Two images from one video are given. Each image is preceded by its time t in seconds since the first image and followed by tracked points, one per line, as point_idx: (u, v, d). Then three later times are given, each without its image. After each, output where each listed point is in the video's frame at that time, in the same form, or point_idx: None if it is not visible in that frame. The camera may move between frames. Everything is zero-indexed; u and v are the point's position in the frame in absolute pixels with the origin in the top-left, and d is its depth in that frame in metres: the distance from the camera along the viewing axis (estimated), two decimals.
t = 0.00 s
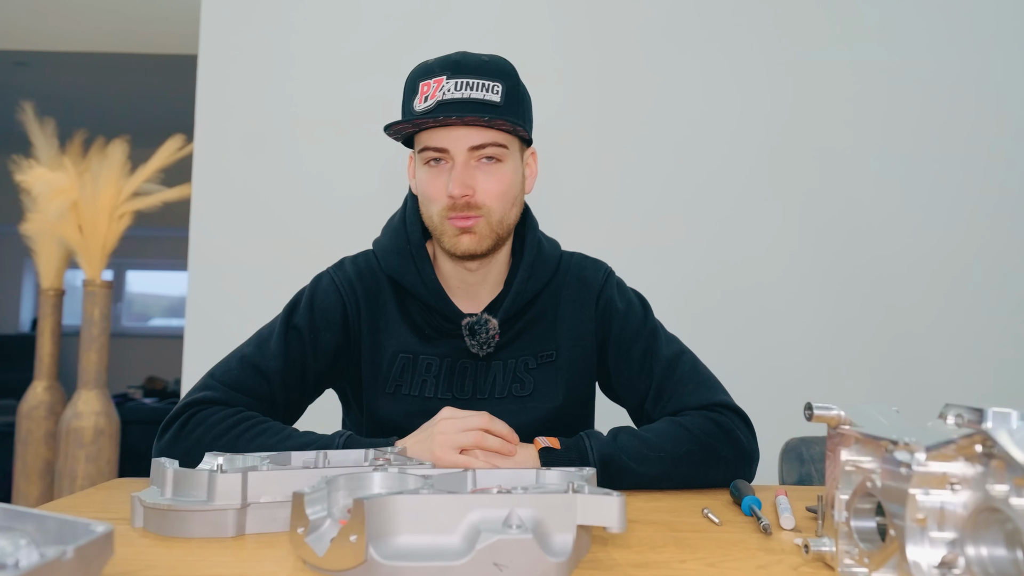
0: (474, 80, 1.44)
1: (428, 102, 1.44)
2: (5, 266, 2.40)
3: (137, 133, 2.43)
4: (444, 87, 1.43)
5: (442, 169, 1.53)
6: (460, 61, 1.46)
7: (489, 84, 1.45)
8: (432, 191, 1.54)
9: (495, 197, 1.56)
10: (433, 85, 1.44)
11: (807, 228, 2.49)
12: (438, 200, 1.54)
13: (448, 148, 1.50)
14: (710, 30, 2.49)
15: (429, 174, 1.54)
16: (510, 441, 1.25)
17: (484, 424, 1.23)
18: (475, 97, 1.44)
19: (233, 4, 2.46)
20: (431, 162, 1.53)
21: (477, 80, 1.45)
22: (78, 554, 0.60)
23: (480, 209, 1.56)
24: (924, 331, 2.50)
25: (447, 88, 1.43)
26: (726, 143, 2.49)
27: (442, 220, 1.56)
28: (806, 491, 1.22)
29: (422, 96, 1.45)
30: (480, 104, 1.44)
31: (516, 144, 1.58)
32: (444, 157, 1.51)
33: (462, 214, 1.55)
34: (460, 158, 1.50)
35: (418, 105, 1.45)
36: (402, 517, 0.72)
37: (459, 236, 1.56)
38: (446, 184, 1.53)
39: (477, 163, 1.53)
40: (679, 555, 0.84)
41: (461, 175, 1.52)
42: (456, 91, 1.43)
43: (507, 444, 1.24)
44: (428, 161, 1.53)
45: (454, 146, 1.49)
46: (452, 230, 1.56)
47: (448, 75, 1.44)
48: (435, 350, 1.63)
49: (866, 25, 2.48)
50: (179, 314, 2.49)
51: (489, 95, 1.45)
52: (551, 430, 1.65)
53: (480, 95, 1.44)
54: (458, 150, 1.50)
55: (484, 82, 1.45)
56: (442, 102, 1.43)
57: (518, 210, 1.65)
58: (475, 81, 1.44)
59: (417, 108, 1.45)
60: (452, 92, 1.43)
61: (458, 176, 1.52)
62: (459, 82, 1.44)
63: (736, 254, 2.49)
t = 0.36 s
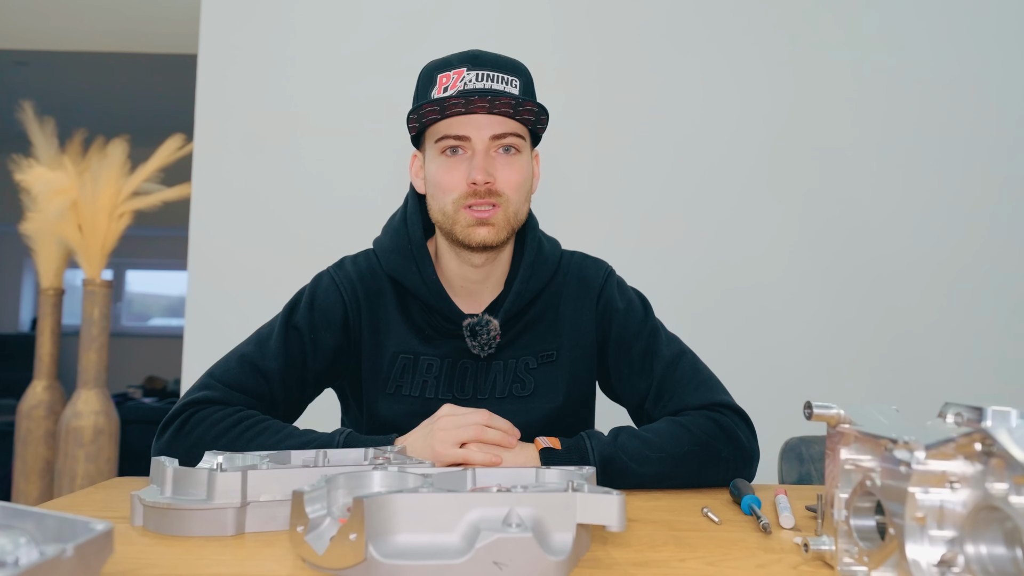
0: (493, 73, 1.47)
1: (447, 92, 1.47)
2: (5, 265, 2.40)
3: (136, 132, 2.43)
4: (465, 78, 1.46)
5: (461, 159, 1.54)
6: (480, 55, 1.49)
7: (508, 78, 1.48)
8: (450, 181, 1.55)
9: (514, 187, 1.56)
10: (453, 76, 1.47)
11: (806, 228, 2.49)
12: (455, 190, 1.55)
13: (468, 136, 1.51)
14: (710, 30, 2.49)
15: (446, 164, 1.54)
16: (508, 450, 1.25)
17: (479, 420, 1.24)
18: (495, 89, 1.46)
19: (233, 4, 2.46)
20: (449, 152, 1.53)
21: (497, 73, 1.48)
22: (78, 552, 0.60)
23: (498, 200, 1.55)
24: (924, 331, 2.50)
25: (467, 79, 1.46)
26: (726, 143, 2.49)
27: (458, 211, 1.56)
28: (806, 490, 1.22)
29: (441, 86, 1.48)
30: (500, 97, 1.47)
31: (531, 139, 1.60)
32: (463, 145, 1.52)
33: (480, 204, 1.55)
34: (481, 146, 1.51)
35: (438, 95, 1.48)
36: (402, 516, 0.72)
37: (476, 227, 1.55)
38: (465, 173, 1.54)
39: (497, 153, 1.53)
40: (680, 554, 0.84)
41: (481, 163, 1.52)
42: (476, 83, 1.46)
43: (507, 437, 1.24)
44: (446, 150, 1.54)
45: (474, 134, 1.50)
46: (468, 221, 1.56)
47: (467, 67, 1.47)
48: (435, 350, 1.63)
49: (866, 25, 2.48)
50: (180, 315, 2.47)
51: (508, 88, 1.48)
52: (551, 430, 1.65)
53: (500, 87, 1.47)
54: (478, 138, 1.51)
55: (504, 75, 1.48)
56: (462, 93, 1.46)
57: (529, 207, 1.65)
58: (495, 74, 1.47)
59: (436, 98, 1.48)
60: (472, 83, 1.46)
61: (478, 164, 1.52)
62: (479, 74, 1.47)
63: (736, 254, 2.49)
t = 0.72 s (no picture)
0: (498, 73, 1.47)
1: (451, 91, 1.47)
2: (5, 265, 2.39)
3: (136, 132, 2.43)
4: (469, 77, 1.46)
5: (463, 157, 1.54)
6: (485, 56, 1.49)
7: (512, 78, 1.48)
8: (451, 178, 1.54)
9: (514, 187, 1.55)
10: (458, 75, 1.47)
11: (806, 228, 2.49)
12: (456, 187, 1.54)
13: (471, 134, 1.51)
14: (709, 30, 2.49)
15: (448, 162, 1.54)
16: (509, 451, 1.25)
17: (479, 420, 1.24)
18: (499, 88, 1.47)
19: (233, 4, 2.46)
20: (451, 150, 1.54)
21: (502, 72, 1.48)
22: (78, 550, 0.60)
23: (499, 198, 1.55)
24: (924, 331, 2.50)
25: (472, 77, 1.46)
26: (726, 143, 2.49)
27: (458, 208, 1.55)
28: (805, 489, 1.22)
29: (445, 85, 1.48)
30: (504, 96, 1.47)
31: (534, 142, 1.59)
32: (465, 143, 1.52)
33: (481, 202, 1.54)
34: (483, 144, 1.51)
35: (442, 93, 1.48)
36: (402, 514, 0.72)
37: (476, 224, 1.55)
38: (467, 170, 1.53)
39: (499, 152, 1.53)
40: (679, 552, 0.84)
41: (483, 161, 1.52)
42: (480, 81, 1.46)
43: (507, 437, 1.25)
44: (448, 149, 1.54)
45: (477, 132, 1.51)
46: (468, 218, 1.55)
47: (472, 67, 1.47)
48: (435, 351, 1.63)
49: (866, 25, 2.49)
50: (179, 314, 2.47)
51: (513, 88, 1.48)
52: (551, 429, 1.65)
53: (504, 86, 1.47)
54: (481, 136, 1.51)
55: (508, 75, 1.49)
56: (466, 91, 1.46)
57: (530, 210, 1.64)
58: (500, 74, 1.47)
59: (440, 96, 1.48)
60: (476, 82, 1.47)
61: (479, 161, 1.52)
62: (484, 73, 1.47)
63: (736, 254, 2.49)
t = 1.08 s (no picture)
0: (501, 86, 1.43)
1: (452, 104, 1.43)
2: (4, 264, 2.39)
3: (135, 132, 2.43)
4: (471, 91, 1.42)
5: (463, 174, 1.53)
6: (486, 64, 1.44)
7: (515, 90, 1.44)
8: (451, 195, 1.54)
9: (515, 202, 1.55)
10: (459, 88, 1.43)
11: (805, 227, 2.49)
12: (457, 204, 1.54)
13: (473, 154, 1.49)
14: (709, 29, 2.49)
15: (448, 178, 1.53)
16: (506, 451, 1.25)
17: (479, 420, 1.24)
18: (502, 103, 1.43)
19: (232, 4, 2.46)
20: (451, 166, 1.52)
21: (504, 85, 1.44)
22: (78, 549, 0.60)
23: (499, 215, 1.55)
24: (923, 330, 2.50)
25: (474, 92, 1.42)
26: (725, 143, 2.49)
27: (459, 225, 1.56)
28: (805, 488, 1.22)
29: (446, 97, 1.44)
30: (506, 111, 1.43)
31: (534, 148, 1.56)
32: (465, 162, 1.50)
33: (481, 220, 1.55)
34: (484, 164, 1.50)
35: (443, 106, 1.44)
36: (401, 513, 0.72)
37: (476, 241, 1.57)
38: (468, 188, 1.53)
39: (499, 170, 1.52)
40: (678, 551, 0.84)
41: (484, 182, 1.51)
42: (482, 96, 1.42)
43: (507, 437, 1.25)
44: (448, 165, 1.52)
45: (478, 151, 1.49)
46: (469, 235, 1.56)
47: (474, 78, 1.43)
48: (434, 349, 1.63)
49: (865, 25, 2.49)
50: (178, 314, 2.49)
51: (515, 102, 1.44)
52: (551, 428, 1.65)
53: (507, 101, 1.43)
54: (482, 157, 1.49)
55: (511, 88, 1.44)
56: (467, 106, 1.42)
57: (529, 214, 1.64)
58: (502, 87, 1.43)
59: (441, 110, 1.45)
60: (479, 95, 1.43)
61: (480, 182, 1.51)
62: (486, 86, 1.43)
63: (736, 253, 2.49)
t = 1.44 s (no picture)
0: (496, 89, 1.42)
1: (447, 107, 1.43)
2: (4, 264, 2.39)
3: (135, 131, 2.42)
4: (466, 94, 1.42)
5: (457, 176, 1.52)
6: (482, 66, 1.43)
7: (510, 94, 1.43)
8: (444, 196, 1.54)
9: (508, 206, 1.55)
10: (454, 90, 1.43)
11: (805, 227, 2.49)
12: (450, 206, 1.54)
13: (466, 158, 1.49)
14: (708, 29, 2.49)
15: (441, 179, 1.53)
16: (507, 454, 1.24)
17: (479, 420, 1.23)
18: (496, 107, 1.42)
19: (232, 4, 2.46)
20: (445, 169, 1.52)
21: (499, 88, 1.43)
22: (78, 546, 0.60)
23: (492, 218, 1.55)
24: (923, 330, 2.50)
25: (468, 95, 1.42)
26: (725, 143, 2.49)
27: (452, 226, 1.56)
28: (805, 487, 1.22)
29: (441, 100, 1.44)
30: (501, 114, 1.42)
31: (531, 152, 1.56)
32: (459, 165, 1.50)
33: (474, 223, 1.55)
34: (478, 168, 1.49)
35: (438, 107, 1.44)
36: (401, 511, 0.72)
37: (468, 243, 1.57)
38: (461, 191, 1.53)
39: (493, 173, 1.52)
40: (678, 550, 0.84)
41: (477, 186, 1.51)
42: (476, 99, 1.42)
43: (506, 435, 1.24)
44: (442, 167, 1.52)
45: (472, 155, 1.48)
46: (462, 237, 1.56)
47: (469, 81, 1.42)
48: (433, 348, 1.63)
49: (865, 25, 2.49)
50: (177, 313, 2.49)
51: (510, 106, 1.43)
52: (550, 427, 1.65)
53: (501, 105, 1.42)
54: (476, 161, 1.49)
55: (506, 91, 1.43)
56: (461, 109, 1.42)
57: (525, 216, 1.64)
58: (497, 90, 1.42)
59: (436, 112, 1.44)
60: (473, 99, 1.42)
61: (473, 187, 1.51)
62: (481, 89, 1.42)
63: (735, 253, 2.49)
